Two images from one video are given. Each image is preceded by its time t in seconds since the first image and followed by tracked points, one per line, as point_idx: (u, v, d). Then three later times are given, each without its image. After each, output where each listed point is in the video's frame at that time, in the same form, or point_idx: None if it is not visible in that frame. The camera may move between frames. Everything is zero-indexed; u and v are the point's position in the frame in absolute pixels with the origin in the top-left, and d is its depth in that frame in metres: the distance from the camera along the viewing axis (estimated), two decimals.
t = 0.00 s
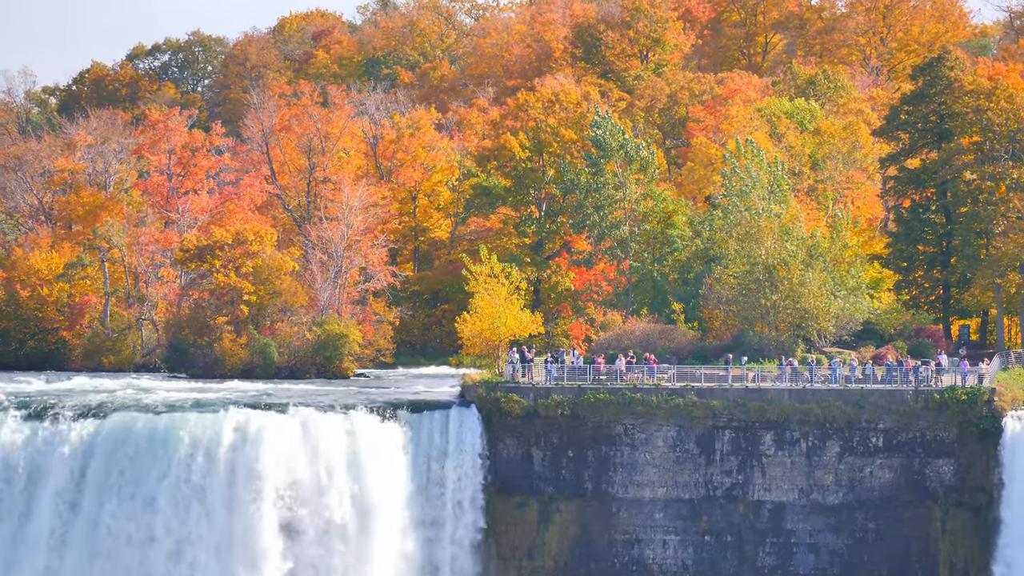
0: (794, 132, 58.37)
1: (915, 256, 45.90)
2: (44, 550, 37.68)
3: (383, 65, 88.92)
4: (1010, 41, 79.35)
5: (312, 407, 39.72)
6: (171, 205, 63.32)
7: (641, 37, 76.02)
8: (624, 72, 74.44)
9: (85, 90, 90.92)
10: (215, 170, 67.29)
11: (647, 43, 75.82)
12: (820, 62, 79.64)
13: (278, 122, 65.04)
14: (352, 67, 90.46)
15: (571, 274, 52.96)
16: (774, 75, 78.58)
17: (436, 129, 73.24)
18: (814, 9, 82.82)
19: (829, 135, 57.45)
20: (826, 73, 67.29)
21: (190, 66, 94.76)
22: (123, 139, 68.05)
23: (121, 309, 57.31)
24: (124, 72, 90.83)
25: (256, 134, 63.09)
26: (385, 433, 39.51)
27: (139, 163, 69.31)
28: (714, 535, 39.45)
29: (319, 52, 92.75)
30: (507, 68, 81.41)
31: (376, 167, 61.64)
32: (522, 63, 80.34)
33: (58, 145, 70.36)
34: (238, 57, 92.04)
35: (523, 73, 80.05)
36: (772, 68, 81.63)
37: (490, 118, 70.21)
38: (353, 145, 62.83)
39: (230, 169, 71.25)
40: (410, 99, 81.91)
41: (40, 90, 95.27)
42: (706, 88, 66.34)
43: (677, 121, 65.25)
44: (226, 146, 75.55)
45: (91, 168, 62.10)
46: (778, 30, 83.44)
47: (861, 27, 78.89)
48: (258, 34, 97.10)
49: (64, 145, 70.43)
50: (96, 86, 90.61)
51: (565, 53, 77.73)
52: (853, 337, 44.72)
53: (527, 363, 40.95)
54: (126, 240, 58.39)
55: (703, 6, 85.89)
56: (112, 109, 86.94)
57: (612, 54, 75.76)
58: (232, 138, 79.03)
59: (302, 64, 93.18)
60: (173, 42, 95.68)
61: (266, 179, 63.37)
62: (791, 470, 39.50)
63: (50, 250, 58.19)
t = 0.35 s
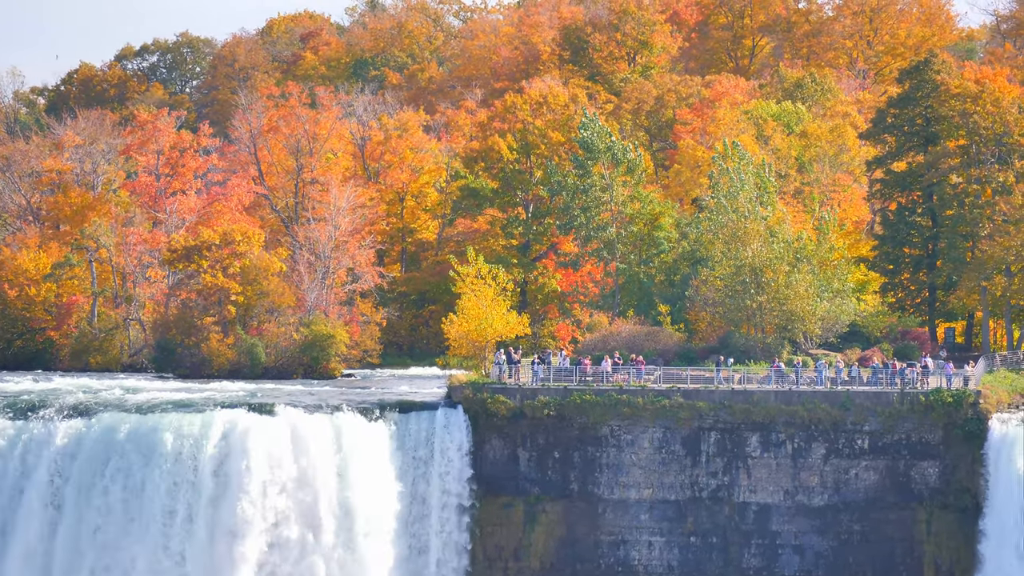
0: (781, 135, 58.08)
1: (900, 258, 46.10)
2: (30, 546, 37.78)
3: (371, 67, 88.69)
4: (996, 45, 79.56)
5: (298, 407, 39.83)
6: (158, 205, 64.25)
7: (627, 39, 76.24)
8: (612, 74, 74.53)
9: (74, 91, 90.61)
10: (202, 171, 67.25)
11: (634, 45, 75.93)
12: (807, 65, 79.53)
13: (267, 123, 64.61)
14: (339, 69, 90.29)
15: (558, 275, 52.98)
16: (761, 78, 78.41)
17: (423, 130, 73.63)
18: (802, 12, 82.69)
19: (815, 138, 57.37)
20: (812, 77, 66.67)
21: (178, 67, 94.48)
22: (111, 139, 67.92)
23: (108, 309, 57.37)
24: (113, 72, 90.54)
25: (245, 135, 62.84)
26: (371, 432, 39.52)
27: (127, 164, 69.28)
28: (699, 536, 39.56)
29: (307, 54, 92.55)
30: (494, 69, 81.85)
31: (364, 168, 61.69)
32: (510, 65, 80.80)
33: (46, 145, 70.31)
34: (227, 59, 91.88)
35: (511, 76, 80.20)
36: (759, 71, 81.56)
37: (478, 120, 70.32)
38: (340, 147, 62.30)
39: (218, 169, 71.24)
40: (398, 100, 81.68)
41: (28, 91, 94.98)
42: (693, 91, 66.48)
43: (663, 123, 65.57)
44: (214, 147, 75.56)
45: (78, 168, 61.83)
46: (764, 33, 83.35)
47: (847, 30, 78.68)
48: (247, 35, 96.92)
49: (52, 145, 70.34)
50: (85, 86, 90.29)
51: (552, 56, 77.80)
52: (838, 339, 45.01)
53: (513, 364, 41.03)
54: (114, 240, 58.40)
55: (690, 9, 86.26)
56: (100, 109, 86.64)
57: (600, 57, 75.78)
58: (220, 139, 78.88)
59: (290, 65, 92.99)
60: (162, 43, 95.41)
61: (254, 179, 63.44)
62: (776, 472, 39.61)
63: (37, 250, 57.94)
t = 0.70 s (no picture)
0: (761, 139, 58.36)
1: (880, 263, 46.30)
2: (10, 545, 37.94)
3: (352, 70, 88.62)
4: (976, 50, 79.70)
5: (279, 412, 39.86)
6: (139, 208, 63.34)
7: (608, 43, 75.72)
8: (592, 78, 74.57)
9: (54, 94, 89.91)
10: (182, 174, 66.92)
11: (614, 49, 75.95)
12: (787, 69, 79.27)
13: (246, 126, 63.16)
14: (320, 72, 89.76)
15: (538, 279, 53.55)
16: (741, 81, 77.95)
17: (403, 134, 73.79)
18: (783, 16, 82.01)
19: (795, 143, 57.63)
20: (793, 80, 66.61)
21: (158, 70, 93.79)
22: (91, 142, 67.60)
23: (87, 312, 57.21)
24: (93, 75, 89.86)
25: (223, 138, 61.41)
26: (351, 437, 39.60)
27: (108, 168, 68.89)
28: (679, 541, 39.54)
29: (288, 57, 92.03)
30: (475, 72, 81.95)
31: (344, 172, 61.30)
32: (491, 69, 80.94)
33: (25, 148, 69.92)
34: (207, 61, 91.31)
35: (491, 79, 80.61)
36: (739, 75, 80.52)
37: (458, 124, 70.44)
38: (321, 150, 62.30)
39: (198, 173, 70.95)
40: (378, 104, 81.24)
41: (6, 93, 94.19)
42: (674, 95, 66.42)
43: (643, 127, 65.19)
44: (194, 150, 75.27)
45: (58, 171, 61.94)
46: (745, 38, 81.92)
47: (829, 34, 78.60)
48: (227, 38, 96.37)
49: (32, 148, 69.91)
50: (65, 89, 89.59)
51: (533, 59, 78.03)
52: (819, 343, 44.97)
53: (494, 368, 41.02)
54: (93, 244, 58.24)
55: (671, 13, 84.39)
56: (80, 112, 85.89)
57: (581, 61, 75.80)
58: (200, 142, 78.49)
59: (271, 69, 92.42)
60: (142, 46, 94.73)
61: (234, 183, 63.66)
62: (756, 476, 39.63)
63: (17, 254, 58.12)
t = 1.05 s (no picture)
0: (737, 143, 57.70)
1: (857, 266, 46.64)
2: None
3: (328, 73, 87.42)
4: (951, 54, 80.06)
5: (255, 415, 39.73)
6: (115, 213, 62.26)
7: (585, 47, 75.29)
8: (568, 81, 74.65)
9: (29, 98, 88.92)
10: (159, 177, 66.41)
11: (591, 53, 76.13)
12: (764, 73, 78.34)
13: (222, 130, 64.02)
14: (297, 75, 88.64)
15: (514, 282, 52.36)
16: (717, 84, 77.73)
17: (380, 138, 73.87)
18: (759, 20, 82.12)
19: (771, 147, 57.45)
20: (770, 83, 66.49)
21: (134, 73, 92.74)
22: (66, 144, 66.94)
23: (63, 316, 57.10)
24: (69, 78, 88.91)
25: (199, 141, 61.78)
26: (327, 439, 39.49)
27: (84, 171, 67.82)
28: (655, 544, 39.52)
29: (263, 61, 90.77)
30: (451, 77, 82.18)
31: (320, 176, 61.45)
32: (467, 73, 80.71)
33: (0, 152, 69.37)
34: (183, 65, 90.34)
35: (468, 83, 80.25)
36: (715, 78, 80.14)
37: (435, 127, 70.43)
38: (297, 153, 62.41)
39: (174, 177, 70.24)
40: (355, 107, 81.07)
41: None
42: (650, 99, 66.29)
43: (620, 130, 65.19)
44: (170, 154, 74.86)
45: (32, 174, 60.94)
46: (722, 41, 82.31)
47: (805, 38, 78.35)
48: (203, 41, 95.53)
49: (6, 151, 69.33)
50: (40, 93, 88.62)
51: (509, 62, 77.88)
52: (795, 346, 45.35)
53: (469, 372, 41.00)
54: (69, 246, 57.96)
55: (647, 16, 85.47)
56: (55, 115, 84.87)
57: (557, 64, 75.35)
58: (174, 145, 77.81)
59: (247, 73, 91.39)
60: (118, 50, 93.98)
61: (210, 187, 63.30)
62: (732, 480, 39.61)
63: None
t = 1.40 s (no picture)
0: (713, 147, 58.65)
1: (834, 270, 46.47)
2: None
3: (305, 77, 86.74)
4: (929, 58, 79.96)
5: (232, 417, 39.74)
6: (92, 215, 61.91)
7: (562, 51, 76.11)
8: (544, 85, 74.59)
9: (5, 100, 87.89)
10: (136, 180, 65.87)
11: (568, 56, 76.08)
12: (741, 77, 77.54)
13: (200, 133, 64.89)
14: (274, 78, 88.20)
15: (491, 285, 52.96)
16: (694, 88, 77.40)
17: (357, 141, 73.35)
18: (736, 23, 81.29)
19: (749, 150, 57.37)
20: (747, 87, 66.25)
21: (110, 76, 92.23)
22: (43, 147, 66.36)
23: (40, 319, 56.91)
24: (46, 81, 87.93)
25: (177, 143, 62.15)
26: (304, 442, 39.52)
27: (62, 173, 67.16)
28: (632, 547, 39.56)
29: (241, 63, 90.36)
30: (428, 79, 81.37)
31: (297, 179, 61.01)
32: (444, 76, 80.10)
33: None
34: (160, 68, 89.35)
35: (445, 86, 79.68)
36: (691, 82, 79.91)
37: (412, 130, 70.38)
38: (273, 156, 61.98)
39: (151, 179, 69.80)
40: (332, 111, 80.78)
41: None
42: (627, 102, 66.14)
43: (597, 133, 64.72)
44: (146, 157, 74.40)
45: (9, 177, 61.27)
46: (699, 44, 81.99)
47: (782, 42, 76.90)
48: (179, 44, 94.78)
49: None
50: (17, 96, 87.63)
51: (486, 65, 77.61)
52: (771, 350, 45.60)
53: (446, 375, 41.14)
54: (46, 249, 57.70)
55: (624, 20, 84.76)
56: (30, 118, 83.88)
57: (534, 67, 75.85)
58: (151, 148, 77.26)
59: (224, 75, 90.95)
60: (94, 52, 93.14)
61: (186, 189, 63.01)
62: (709, 482, 39.62)
63: None
